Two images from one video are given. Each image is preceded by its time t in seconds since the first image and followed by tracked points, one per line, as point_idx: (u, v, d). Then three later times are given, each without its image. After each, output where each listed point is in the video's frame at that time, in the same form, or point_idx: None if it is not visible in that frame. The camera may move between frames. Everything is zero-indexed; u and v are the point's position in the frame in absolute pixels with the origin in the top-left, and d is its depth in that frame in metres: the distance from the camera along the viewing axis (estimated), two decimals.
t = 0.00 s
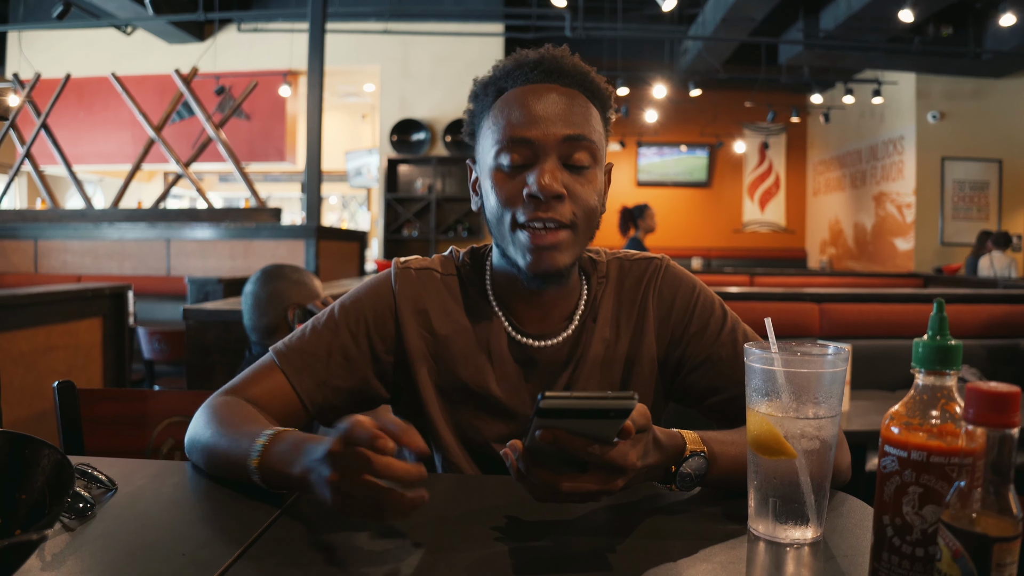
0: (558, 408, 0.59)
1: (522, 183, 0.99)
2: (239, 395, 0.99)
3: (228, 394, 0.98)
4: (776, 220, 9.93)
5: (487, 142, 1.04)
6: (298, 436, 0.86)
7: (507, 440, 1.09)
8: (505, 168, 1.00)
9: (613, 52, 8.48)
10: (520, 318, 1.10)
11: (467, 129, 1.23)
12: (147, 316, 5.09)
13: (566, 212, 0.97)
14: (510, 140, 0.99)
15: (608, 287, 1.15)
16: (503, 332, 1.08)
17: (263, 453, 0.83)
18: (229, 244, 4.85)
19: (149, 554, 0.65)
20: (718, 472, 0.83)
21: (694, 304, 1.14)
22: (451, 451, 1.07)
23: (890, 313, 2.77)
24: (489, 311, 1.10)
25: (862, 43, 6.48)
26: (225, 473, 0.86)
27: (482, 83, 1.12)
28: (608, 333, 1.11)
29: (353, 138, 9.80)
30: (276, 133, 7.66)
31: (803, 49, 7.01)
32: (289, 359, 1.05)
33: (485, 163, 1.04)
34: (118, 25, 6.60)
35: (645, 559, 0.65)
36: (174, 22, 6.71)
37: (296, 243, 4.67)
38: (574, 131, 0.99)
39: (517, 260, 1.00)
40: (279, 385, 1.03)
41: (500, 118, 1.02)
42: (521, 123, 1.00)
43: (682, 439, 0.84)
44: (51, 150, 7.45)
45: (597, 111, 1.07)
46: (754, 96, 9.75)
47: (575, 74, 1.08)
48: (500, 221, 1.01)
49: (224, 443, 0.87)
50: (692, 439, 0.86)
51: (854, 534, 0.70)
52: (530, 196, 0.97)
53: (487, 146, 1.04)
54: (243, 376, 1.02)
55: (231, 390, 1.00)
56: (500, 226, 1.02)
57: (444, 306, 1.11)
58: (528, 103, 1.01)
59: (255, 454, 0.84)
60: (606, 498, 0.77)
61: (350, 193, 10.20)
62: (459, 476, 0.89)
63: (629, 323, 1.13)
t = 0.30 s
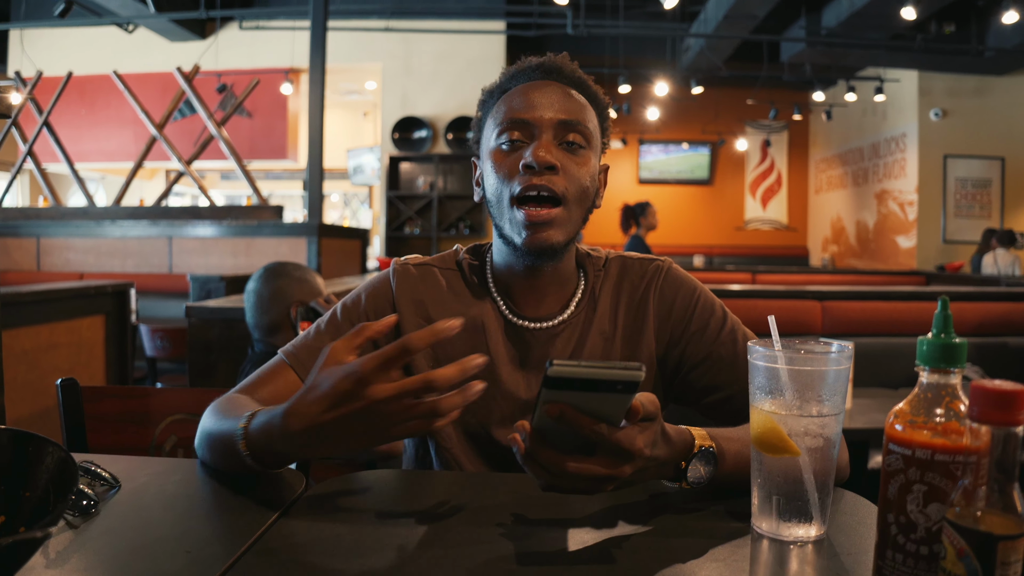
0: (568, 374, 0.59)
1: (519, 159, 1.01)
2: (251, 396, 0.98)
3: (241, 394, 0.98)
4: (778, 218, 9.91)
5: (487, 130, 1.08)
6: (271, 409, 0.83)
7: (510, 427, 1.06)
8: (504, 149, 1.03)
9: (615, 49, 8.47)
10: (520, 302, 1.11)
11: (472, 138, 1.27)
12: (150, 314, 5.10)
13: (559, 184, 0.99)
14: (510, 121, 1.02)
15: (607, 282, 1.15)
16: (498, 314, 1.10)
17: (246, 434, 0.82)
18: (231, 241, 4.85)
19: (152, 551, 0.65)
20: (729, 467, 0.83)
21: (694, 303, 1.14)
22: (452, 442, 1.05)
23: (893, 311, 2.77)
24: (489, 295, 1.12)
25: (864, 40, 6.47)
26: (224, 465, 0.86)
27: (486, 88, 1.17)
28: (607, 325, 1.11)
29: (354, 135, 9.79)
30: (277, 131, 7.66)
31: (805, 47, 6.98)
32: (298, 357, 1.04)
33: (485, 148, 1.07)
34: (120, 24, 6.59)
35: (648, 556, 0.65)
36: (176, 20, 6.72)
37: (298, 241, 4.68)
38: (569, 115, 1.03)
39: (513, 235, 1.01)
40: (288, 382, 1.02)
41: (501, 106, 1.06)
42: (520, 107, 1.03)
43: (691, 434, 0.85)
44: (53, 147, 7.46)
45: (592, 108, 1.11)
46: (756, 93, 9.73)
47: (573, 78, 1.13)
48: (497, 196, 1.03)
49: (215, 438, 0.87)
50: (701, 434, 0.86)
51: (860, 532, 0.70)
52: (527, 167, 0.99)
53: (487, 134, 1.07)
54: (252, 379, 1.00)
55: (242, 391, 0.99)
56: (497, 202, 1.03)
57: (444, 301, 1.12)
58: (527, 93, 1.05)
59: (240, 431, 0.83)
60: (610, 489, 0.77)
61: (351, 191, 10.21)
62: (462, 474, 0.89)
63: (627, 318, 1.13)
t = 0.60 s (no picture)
0: (537, 387, 0.61)
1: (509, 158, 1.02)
2: (262, 388, 0.98)
3: (251, 388, 0.97)
4: (779, 214, 9.89)
5: (478, 134, 1.08)
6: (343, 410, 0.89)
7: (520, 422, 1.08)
8: (495, 150, 1.03)
9: (616, 45, 8.44)
10: (521, 304, 1.12)
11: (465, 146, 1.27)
12: (151, 311, 5.10)
13: (551, 178, 0.99)
14: (499, 122, 1.03)
15: (605, 281, 1.15)
16: (498, 315, 1.10)
17: (313, 429, 0.85)
18: (232, 238, 4.85)
19: (155, 547, 0.65)
20: (720, 465, 0.82)
21: (692, 301, 1.14)
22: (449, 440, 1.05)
23: (895, 307, 2.76)
24: (487, 296, 1.12)
25: (866, 36, 6.45)
26: (254, 456, 0.87)
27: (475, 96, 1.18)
28: (604, 324, 1.11)
29: (355, 132, 9.77)
30: (278, 128, 7.67)
31: (806, 43, 6.96)
32: (304, 352, 1.05)
33: (477, 151, 1.08)
34: (120, 20, 6.58)
35: (648, 550, 0.65)
36: (176, 16, 6.71)
37: (299, 237, 4.68)
38: (557, 112, 1.03)
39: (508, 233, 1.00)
40: (297, 376, 1.02)
41: (489, 110, 1.07)
42: (508, 107, 1.04)
43: (684, 433, 0.84)
44: (54, 144, 7.46)
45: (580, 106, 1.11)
46: (757, 89, 9.71)
47: (558, 77, 1.14)
48: (492, 196, 1.03)
49: (260, 426, 0.87)
50: (693, 433, 0.85)
51: (860, 528, 0.70)
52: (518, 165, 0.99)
53: (478, 137, 1.08)
54: (260, 369, 1.01)
55: (251, 382, 0.99)
56: (492, 202, 1.03)
57: (447, 301, 1.12)
58: (515, 94, 1.05)
59: (303, 432, 0.85)
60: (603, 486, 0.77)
61: (352, 187, 10.21)
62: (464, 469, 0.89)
63: (624, 316, 1.14)
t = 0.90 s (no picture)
0: (521, 377, 0.61)
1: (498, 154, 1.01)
2: (256, 381, 0.98)
3: (244, 380, 0.97)
4: (778, 207, 9.89)
5: (472, 128, 1.07)
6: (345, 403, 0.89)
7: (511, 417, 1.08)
8: (486, 146, 1.03)
9: (614, 38, 8.41)
10: (514, 304, 1.11)
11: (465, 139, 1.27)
12: (150, 306, 5.10)
13: (537, 176, 0.98)
14: (491, 118, 1.02)
15: (600, 276, 1.15)
16: (492, 314, 1.10)
17: (313, 422, 0.85)
18: (231, 232, 4.85)
19: (154, 539, 0.65)
20: (714, 455, 0.82)
21: (687, 295, 1.14)
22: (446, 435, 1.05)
23: (893, 298, 2.76)
24: (480, 294, 1.12)
25: (865, 29, 6.43)
26: (251, 448, 0.87)
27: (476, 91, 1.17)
28: (598, 322, 1.11)
29: (353, 126, 9.75)
30: (276, 122, 7.64)
31: (805, 35, 6.93)
32: (298, 345, 1.05)
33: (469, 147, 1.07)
34: (117, 15, 6.54)
35: (645, 536, 0.65)
36: (172, 10, 6.67)
37: (298, 231, 4.67)
38: (549, 110, 1.02)
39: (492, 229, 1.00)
40: (291, 370, 1.02)
41: (484, 105, 1.06)
42: (501, 104, 1.03)
43: (678, 424, 0.83)
44: (52, 140, 7.43)
45: (577, 103, 1.10)
46: (756, 82, 9.69)
47: (558, 75, 1.13)
48: (480, 192, 1.02)
49: (258, 419, 0.87)
50: (687, 423, 0.84)
51: (858, 518, 0.70)
52: (505, 161, 0.98)
53: (472, 132, 1.07)
54: (253, 362, 1.01)
55: (244, 374, 0.99)
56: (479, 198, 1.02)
57: (442, 297, 1.13)
58: (511, 90, 1.05)
59: (303, 425, 0.85)
60: (594, 477, 0.77)
61: (351, 181, 10.22)
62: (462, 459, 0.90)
63: (619, 313, 1.13)
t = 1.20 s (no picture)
0: (520, 370, 0.61)
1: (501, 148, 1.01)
2: (255, 378, 0.98)
3: (243, 376, 0.97)
4: (777, 202, 9.87)
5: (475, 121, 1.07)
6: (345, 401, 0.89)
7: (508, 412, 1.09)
8: (488, 140, 1.02)
9: (613, 34, 8.39)
10: (513, 300, 1.11)
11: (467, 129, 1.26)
12: (150, 303, 5.09)
13: (539, 172, 0.98)
14: (494, 111, 1.02)
15: (599, 273, 1.15)
16: (491, 311, 1.10)
17: (314, 417, 0.85)
18: (230, 229, 4.84)
19: (155, 535, 0.65)
20: (714, 450, 0.82)
21: (686, 291, 1.14)
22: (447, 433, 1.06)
23: (893, 293, 2.76)
24: (479, 290, 1.11)
25: (864, 24, 6.41)
26: (250, 444, 0.87)
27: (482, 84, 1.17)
28: (598, 318, 1.11)
29: (352, 123, 9.73)
30: (275, 119, 7.63)
31: (804, 30, 6.91)
32: (297, 342, 1.05)
33: (472, 140, 1.07)
34: (114, 12, 6.52)
35: (644, 531, 0.65)
36: (169, 7, 6.65)
37: (296, 228, 4.67)
38: (554, 105, 1.02)
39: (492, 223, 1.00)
40: (290, 366, 1.02)
41: (487, 98, 1.06)
42: (505, 98, 1.03)
43: (678, 418, 0.84)
44: (50, 137, 7.41)
45: (581, 98, 1.10)
46: (754, 77, 9.68)
47: (564, 69, 1.13)
48: (481, 186, 1.02)
49: (256, 416, 0.87)
50: (687, 417, 0.84)
51: (857, 511, 0.70)
52: (506, 156, 0.98)
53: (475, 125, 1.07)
54: (252, 358, 1.01)
55: (243, 369, 0.99)
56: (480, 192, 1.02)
57: (440, 293, 1.13)
58: (515, 84, 1.04)
59: (303, 421, 0.85)
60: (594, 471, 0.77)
61: (350, 178, 10.22)
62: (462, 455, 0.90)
63: (619, 310, 1.13)
